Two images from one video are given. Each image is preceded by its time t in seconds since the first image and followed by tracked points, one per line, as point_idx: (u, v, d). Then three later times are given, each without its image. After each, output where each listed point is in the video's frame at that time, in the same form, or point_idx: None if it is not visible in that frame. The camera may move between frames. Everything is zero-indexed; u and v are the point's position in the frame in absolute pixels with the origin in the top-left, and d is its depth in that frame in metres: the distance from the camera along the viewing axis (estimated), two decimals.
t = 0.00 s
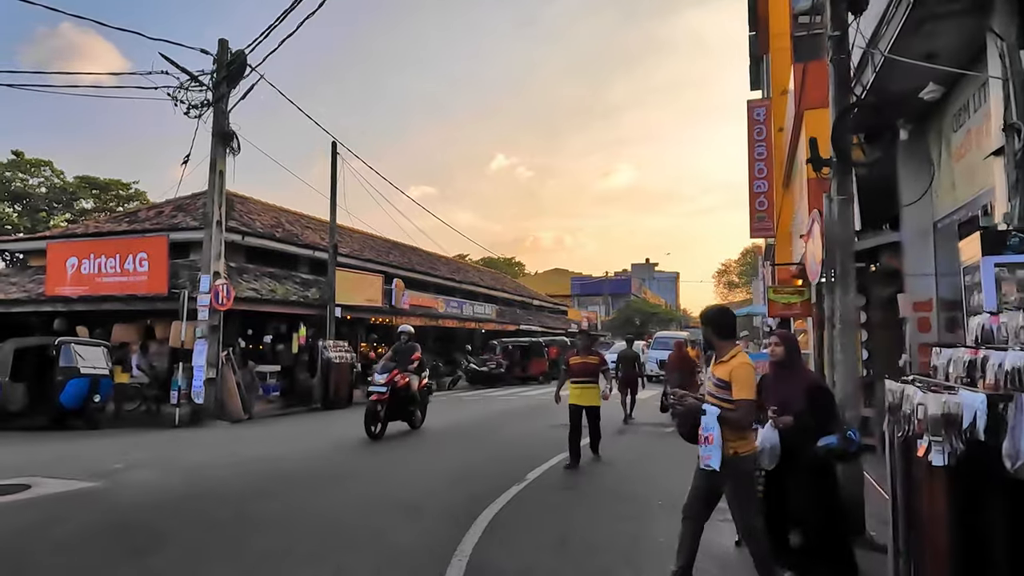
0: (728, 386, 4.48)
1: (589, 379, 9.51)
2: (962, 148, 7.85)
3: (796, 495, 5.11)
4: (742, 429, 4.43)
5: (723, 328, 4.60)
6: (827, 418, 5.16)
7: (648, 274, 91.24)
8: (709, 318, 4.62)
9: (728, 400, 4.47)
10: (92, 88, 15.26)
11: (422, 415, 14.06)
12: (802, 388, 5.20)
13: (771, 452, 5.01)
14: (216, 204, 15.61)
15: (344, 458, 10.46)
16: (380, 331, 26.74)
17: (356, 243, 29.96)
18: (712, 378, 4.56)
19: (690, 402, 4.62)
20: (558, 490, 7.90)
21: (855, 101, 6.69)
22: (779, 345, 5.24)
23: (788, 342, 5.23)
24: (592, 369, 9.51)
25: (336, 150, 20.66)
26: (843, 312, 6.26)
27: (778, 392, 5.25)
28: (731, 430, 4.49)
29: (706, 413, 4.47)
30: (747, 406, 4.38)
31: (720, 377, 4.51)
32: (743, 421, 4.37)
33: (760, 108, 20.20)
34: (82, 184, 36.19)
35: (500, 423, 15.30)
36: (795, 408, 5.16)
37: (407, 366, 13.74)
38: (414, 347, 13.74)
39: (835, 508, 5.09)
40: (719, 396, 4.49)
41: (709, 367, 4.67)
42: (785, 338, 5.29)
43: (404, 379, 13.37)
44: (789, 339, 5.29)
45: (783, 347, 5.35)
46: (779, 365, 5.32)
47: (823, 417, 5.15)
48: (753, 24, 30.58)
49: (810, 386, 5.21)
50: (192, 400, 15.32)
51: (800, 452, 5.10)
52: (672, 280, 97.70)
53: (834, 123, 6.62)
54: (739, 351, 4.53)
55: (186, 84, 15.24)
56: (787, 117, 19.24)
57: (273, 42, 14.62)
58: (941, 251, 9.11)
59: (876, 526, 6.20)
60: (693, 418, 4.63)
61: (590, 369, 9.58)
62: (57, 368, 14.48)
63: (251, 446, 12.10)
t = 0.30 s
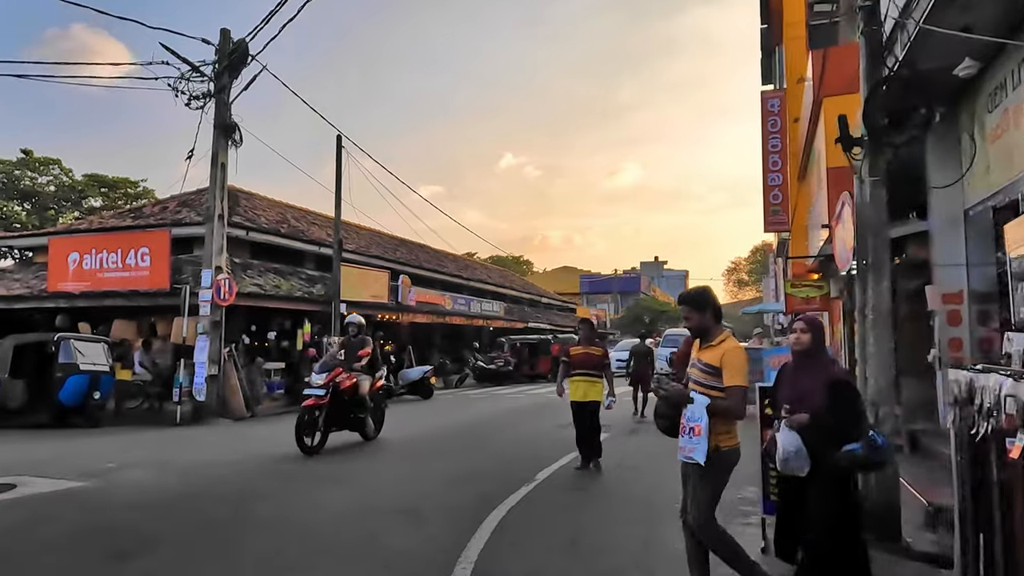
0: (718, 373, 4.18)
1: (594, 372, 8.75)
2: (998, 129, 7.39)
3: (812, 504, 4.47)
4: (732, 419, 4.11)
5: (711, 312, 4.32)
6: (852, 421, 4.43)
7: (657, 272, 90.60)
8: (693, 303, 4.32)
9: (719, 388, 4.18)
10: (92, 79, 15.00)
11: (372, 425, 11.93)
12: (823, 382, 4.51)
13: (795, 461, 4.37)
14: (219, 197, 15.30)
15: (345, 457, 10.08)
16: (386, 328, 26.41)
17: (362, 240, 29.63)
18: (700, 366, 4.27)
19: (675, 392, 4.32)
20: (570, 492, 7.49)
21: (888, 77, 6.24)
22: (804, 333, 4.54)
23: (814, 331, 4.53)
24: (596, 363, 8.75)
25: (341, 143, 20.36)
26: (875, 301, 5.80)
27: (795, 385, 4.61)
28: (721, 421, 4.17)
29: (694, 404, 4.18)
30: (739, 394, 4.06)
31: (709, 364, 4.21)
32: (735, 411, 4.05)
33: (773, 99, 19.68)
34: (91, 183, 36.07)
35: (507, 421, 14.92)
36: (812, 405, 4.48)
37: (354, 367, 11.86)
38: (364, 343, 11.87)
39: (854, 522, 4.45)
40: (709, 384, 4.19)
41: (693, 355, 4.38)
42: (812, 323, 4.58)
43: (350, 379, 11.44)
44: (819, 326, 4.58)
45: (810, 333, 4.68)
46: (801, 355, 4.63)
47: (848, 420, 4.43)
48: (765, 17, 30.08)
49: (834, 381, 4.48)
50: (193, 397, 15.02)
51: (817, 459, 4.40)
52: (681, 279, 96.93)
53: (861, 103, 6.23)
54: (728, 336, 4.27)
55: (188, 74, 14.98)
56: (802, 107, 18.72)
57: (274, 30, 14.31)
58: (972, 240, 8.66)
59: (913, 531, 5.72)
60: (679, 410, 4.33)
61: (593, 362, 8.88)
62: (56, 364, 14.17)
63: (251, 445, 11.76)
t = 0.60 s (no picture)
0: (712, 387, 3.76)
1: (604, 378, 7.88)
2: None
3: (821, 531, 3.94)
4: (725, 439, 3.72)
5: (706, 318, 3.89)
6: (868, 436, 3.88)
7: (665, 272, 89.93)
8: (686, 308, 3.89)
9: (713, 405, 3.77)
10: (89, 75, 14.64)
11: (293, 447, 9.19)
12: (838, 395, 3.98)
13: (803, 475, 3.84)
14: (218, 195, 14.91)
15: (345, 465, 9.67)
16: (391, 329, 26.03)
17: (367, 239, 29.25)
18: (691, 379, 3.86)
19: (662, 407, 3.94)
20: (579, 506, 7.06)
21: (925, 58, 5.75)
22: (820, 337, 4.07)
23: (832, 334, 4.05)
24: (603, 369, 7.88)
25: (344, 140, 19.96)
26: (914, 302, 5.32)
27: (810, 394, 4.08)
28: (711, 441, 3.79)
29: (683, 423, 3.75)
30: (735, 413, 3.66)
31: (701, 378, 3.80)
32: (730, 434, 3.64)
33: (786, 94, 19.16)
34: (97, 183, 35.80)
35: (514, 426, 14.48)
36: (828, 418, 3.94)
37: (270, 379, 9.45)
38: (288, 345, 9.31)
39: (874, 555, 3.86)
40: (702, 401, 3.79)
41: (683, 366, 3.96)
42: (830, 328, 4.09)
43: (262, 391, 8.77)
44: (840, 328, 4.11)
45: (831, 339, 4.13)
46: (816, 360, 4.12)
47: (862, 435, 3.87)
48: (776, 12, 29.52)
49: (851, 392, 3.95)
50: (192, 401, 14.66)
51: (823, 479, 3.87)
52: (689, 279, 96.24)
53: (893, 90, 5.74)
54: (722, 348, 3.85)
55: (186, 70, 14.60)
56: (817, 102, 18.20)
57: (275, 24, 13.91)
58: (1006, 237, 8.16)
59: (956, 552, 5.25)
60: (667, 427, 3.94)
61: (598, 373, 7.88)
62: (51, 367, 13.82)
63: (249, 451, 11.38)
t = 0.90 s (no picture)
0: (713, 391, 3.41)
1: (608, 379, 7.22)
2: None
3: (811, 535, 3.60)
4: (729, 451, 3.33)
5: (709, 314, 3.54)
6: (865, 438, 3.56)
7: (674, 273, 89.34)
8: (692, 301, 3.52)
9: (713, 410, 3.43)
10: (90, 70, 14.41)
11: (167, 476, 6.78)
12: (841, 391, 3.66)
13: (788, 486, 3.54)
14: (220, 192, 14.63)
15: (348, 470, 9.32)
16: (398, 329, 25.71)
17: (374, 239, 28.96)
18: (692, 380, 3.47)
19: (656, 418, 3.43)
20: (591, 515, 6.66)
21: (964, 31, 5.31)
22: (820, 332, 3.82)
23: (831, 329, 3.79)
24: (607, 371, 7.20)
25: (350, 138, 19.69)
26: (956, 297, 4.90)
27: (812, 394, 3.79)
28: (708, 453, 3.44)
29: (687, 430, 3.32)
30: (742, 420, 3.29)
31: (699, 380, 3.44)
32: (738, 445, 3.26)
33: (800, 88, 18.72)
34: (106, 184, 35.67)
35: (522, 428, 14.11)
36: (825, 418, 3.64)
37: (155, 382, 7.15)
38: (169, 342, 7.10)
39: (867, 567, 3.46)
40: (701, 406, 3.43)
41: (679, 366, 3.56)
42: (833, 321, 3.82)
43: (122, 401, 6.48)
44: (845, 323, 3.84)
45: (838, 334, 3.84)
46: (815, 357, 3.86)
47: (855, 436, 3.56)
48: (788, 6, 29.08)
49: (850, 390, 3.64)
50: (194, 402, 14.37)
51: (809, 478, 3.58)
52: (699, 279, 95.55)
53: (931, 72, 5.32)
54: (724, 348, 3.50)
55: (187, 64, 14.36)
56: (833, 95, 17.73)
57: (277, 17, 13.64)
58: None
59: (1005, 567, 4.82)
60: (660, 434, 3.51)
61: (600, 372, 7.23)
62: (50, 368, 13.56)
63: (250, 453, 11.05)
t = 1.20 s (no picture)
0: (747, 396, 3.01)
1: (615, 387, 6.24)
2: None
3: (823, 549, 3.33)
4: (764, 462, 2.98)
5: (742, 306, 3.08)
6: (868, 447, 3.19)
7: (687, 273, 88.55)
8: (735, 292, 3.06)
9: (744, 418, 3.03)
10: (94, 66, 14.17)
11: None
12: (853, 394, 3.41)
13: (781, 496, 3.09)
14: (225, 190, 14.32)
15: (352, 476, 8.94)
16: (408, 330, 25.37)
17: (384, 238, 28.65)
18: (725, 384, 3.01)
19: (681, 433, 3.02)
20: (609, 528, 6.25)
21: None
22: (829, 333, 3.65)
23: (839, 328, 3.60)
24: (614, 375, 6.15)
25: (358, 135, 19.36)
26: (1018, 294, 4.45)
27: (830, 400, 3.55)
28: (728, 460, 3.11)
29: (730, 444, 2.87)
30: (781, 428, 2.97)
31: (735, 385, 3.00)
32: (776, 455, 2.93)
33: (819, 82, 18.23)
34: (118, 185, 35.62)
35: (534, 431, 13.69)
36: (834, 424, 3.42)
37: None
38: None
39: None
40: (734, 414, 3.00)
41: (709, 367, 3.07)
42: (841, 322, 3.60)
43: None
44: (862, 322, 3.58)
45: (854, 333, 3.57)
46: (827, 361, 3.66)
47: (858, 444, 3.21)
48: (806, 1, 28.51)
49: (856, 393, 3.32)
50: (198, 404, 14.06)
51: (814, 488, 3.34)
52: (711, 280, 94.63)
53: (987, 46, 4.81)
54: (754, 346, 3.11)
55: (192, 60, 14.08)
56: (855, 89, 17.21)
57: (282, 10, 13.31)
58: None
59: None
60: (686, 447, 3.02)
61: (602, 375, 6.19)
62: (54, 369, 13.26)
63: (254, 458, 10.71)
